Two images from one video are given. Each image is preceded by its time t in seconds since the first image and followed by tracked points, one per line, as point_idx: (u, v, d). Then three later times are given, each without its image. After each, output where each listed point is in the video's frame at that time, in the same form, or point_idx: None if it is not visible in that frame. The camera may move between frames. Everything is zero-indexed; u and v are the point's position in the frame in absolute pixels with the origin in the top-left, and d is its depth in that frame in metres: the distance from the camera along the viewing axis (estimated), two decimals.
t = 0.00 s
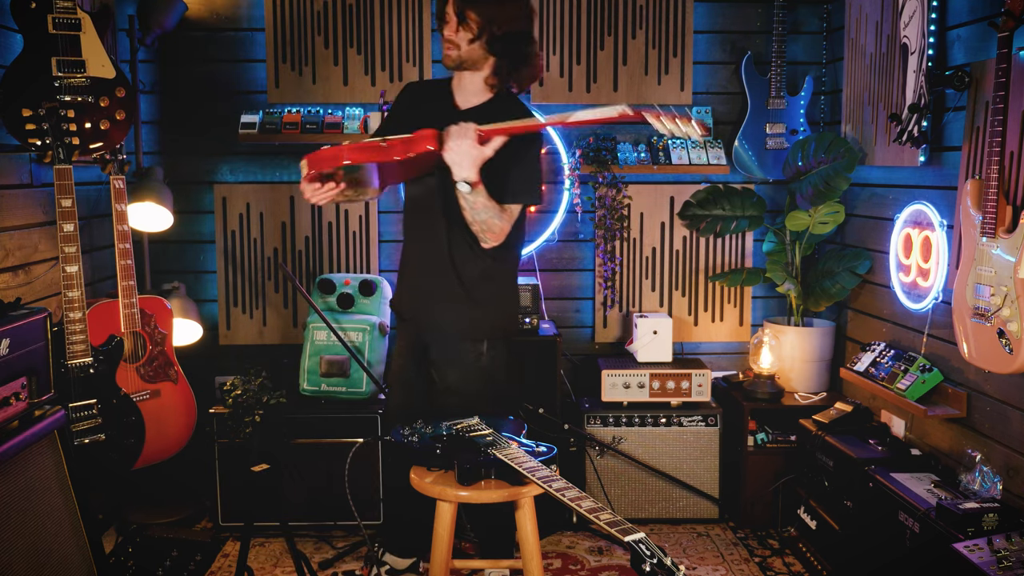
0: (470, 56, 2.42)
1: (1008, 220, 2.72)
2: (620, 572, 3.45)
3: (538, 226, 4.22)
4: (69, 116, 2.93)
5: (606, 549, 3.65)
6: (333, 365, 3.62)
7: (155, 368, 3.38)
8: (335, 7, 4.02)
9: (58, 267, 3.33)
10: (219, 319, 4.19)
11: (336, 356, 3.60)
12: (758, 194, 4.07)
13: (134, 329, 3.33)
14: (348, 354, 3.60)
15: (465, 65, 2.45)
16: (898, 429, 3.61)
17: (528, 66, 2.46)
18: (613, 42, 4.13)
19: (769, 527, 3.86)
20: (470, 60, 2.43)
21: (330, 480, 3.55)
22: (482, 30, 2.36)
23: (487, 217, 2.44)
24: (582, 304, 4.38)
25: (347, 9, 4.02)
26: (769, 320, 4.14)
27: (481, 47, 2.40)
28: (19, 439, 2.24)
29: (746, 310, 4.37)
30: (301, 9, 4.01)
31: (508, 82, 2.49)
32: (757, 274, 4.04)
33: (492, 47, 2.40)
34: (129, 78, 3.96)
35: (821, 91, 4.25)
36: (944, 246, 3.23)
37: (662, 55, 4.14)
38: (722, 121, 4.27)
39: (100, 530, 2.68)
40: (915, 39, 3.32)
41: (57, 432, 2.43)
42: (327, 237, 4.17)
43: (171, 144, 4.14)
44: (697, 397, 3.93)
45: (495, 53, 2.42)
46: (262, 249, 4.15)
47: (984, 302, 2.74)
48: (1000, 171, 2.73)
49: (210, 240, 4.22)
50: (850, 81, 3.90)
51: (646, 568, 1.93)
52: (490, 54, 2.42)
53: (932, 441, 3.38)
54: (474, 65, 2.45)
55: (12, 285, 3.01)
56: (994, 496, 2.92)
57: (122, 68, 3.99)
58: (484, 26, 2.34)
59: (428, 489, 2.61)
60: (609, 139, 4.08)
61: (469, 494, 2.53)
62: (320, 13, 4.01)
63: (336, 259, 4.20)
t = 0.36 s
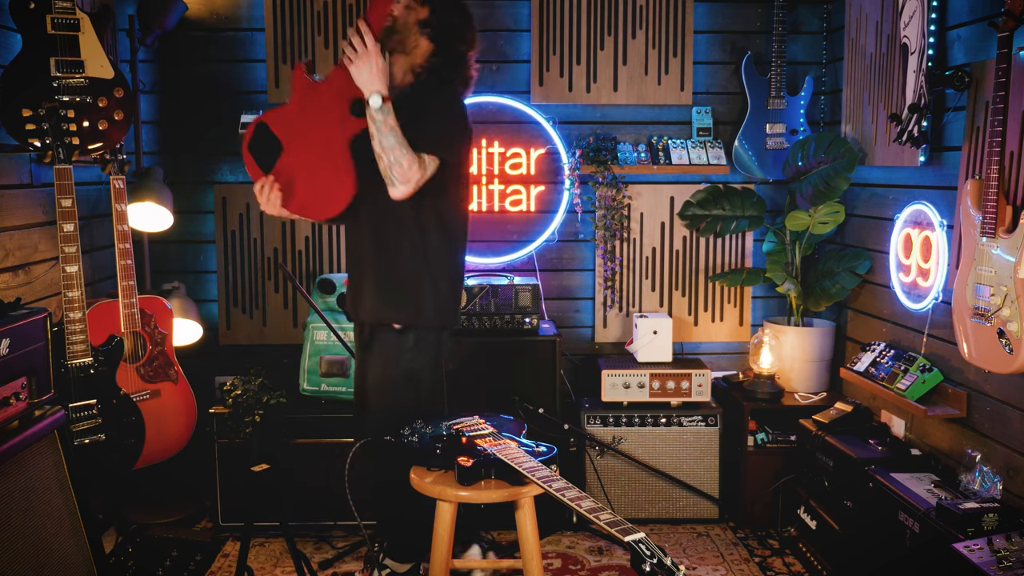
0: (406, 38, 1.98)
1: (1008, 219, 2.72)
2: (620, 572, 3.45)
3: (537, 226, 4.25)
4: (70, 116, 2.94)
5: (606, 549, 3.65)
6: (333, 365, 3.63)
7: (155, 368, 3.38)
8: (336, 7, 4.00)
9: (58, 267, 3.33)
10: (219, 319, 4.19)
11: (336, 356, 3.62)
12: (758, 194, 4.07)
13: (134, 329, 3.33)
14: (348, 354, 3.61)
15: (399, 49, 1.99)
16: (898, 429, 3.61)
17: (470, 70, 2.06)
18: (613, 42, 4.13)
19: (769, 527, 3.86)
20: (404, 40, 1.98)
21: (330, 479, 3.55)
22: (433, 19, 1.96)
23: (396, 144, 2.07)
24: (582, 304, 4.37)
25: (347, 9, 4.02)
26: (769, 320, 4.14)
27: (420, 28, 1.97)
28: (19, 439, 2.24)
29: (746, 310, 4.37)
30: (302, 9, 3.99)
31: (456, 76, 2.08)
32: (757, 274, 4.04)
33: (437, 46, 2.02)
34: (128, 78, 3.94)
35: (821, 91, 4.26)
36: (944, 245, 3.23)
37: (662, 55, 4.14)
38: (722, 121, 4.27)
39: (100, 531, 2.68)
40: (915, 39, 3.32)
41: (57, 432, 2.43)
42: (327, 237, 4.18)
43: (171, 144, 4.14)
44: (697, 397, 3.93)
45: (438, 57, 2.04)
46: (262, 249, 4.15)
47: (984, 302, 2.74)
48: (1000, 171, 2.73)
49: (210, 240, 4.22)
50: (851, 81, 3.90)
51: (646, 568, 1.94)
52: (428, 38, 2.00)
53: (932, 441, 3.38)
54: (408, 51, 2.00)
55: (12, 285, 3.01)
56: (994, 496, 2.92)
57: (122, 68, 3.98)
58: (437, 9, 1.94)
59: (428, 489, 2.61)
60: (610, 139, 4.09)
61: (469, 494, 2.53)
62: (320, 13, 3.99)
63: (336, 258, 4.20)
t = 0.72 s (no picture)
0: (364, 40, 2.11)
1: (1008, 219, 2.72)
2: (620, 572, 3.45)
3: (537, 226, 4.26)
4: (70, 116, 2.96)
5: (606, 549, 3.65)
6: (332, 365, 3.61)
7: (155, 368, 3.37)
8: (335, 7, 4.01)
9: (58, 267, 3.33)
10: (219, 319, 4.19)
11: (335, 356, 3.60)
12: (758, 194, 4.07)
13: (134, 329, 3.33)
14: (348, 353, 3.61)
15: (355, 51, 2.13)
16: (898, 429, 3.61)
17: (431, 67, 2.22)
18: (613, 42, 4.14)
19: (769, 527, 3.86)
20: (362, 44, 2.12)
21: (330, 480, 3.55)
22: (388, 20, 2.11)
23: (306, 56, 1.97)
24: (582, 304, 4.37)
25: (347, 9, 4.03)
26: (769, 320, 4.14)
27: (376, 31, 2.12)
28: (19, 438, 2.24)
29: (746, 310, 4.37)
30: (302, 9, 4.00)
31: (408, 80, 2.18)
32: (757, 274, 4.04)
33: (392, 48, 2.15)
34: (128, 78, 3.94)
35: (821, 91, 4.25)
36: (944, 245, 3.23)
37: (662, 55, 4.14)
38: (722, 121, 4.27)
39: (100, 531, 2.68)
40: (915, 39, 3.32)
41: (57, 432, 2.43)
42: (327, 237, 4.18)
43: (171, 144, 4.14)
44: (697, 397, 3.93)
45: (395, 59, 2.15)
46: (262, 249, 4.16)
47: (984, 302, 2.74)
48: (1000, 171, 2.73)
49: (210, 240, 4.22)
50: (851, 82, 3.90)
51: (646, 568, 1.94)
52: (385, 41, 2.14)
53: (932, 441, 3.38)
54: (365, 52, 2.13)
55: (12, 285, 3.01)
56: (994, 496, 2.92)
57: (122, 68, 3.98)
58: (395, 12, 2.12)
59: (428, 488, 2.61)
60: (610, 139, 4.09)
61: (469, 494, 2.53)
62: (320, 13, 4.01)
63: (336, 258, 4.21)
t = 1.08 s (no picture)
0: (305, 28, 2.22)
1: (1008, 219, 2.72)
2: (620, 572, 3.45)
3: (537, 226, 4.27)
4: (69, 116, 2.90)
5: (606, 549, 3.65)
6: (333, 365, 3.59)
7: (155, 368, 3.37)
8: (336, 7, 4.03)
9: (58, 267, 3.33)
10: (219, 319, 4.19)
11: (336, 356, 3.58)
12: (758, 194, 4.07)
13: (134, 329, 3.32)
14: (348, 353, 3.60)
15: (295, 40, 2.24)
16: (898, 429, 3.61)
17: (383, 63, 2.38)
18: (613, 42, 4.14)
19: (769, 527, 3.86)
20: (303, 31, 2.23)
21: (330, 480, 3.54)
22: (330, 9, 2.21)
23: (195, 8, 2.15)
24: (582, 304, 4.37)
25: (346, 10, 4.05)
26: (769, 320, 4.14)
27: (318, 18, 2.21)
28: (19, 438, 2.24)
29: (746, 310, 4.37)
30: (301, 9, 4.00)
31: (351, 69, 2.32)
32: (757, 274, 4.04)
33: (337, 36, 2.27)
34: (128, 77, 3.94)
35: (821, 91, 4.26)
36: (944, 245, 3.23)
37: (662, 55, 4.14)
38: (722, 121, 4.27)
39: (100, 531, 2.68)
40: (915, 39, 3.32)
41: (57, 432, 2.43)
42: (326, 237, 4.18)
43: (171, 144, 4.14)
44: (697, 397, 3.93)
45: (340, 50, 2.28)
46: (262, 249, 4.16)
47: (984, 302, 2.74)
48: (1000, 171, 2.73)
49: (210, 240, 4.21)
50: (850, 82, 3.90)
51: (646, 568, 1.94)
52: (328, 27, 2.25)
53: (932, 441, 3.38)
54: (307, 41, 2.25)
55: (12, 285, 3.01)
56: (994, 496, 2.92)
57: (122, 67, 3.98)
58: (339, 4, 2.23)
59: (428, 489, 2.61)
60: (610, 139, 4.09)
61: (469, 494, 2.53)
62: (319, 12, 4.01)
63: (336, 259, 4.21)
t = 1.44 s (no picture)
0: (251, 13, 2.20)
1: (1009, 219, 2.72)
2: (620, 572, 3.45)
3: (537, 226, 4.27)
4: (70, 117, 2.89)
5: (606, 549, 3.65)
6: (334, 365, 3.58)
7: (154, 368, 3.37)
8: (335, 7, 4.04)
9: (58, 267, 3.33)
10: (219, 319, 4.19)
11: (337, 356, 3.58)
12: (757, 194, 4.07)
13: (134, 329, 3.33)
14: (349, 353, 3.60)
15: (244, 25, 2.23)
16: (898, 429, 3.61)
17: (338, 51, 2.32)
18: (613, 42, 4.14)
19: (769, 527, 3.86)
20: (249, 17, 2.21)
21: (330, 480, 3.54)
22: None
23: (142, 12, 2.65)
24: (582, 304, 4.37)
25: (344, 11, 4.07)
26: (769, 320, 4.14)
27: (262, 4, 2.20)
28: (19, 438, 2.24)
29: (746, 310, 4.37)
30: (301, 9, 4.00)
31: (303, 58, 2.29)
32: (757, 274, 4.04)
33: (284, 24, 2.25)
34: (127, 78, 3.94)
35: (821, 91, 4.26)
36: (944, 245, 3.23)
37: (662, 55, 4.14)
38: (722, 121, 4.27)
39: (100, 531, 2.68)
40: (915, 39, 3.32)
41: (57, 432, 2.43)
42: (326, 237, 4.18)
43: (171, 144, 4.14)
44: (697, 397, 3.93)
45: (284, 36, 2.25)
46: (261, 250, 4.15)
47: (984, 302, 2.74)
48: (1000, 171, 2.73)
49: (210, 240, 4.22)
50: (850, 82, 3.90)
51: (646, 568, 1.94)
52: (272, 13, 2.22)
53: (932, 441, 3.38)
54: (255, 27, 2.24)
55: (12, 285, 3.01)
56: (994, 496, 2.92)
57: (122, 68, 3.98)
58: None
59: (428, 489, 2.61)
60: (610, 139, 4.09)
61: (469, 494, 2.53)
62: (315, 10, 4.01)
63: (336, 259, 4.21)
